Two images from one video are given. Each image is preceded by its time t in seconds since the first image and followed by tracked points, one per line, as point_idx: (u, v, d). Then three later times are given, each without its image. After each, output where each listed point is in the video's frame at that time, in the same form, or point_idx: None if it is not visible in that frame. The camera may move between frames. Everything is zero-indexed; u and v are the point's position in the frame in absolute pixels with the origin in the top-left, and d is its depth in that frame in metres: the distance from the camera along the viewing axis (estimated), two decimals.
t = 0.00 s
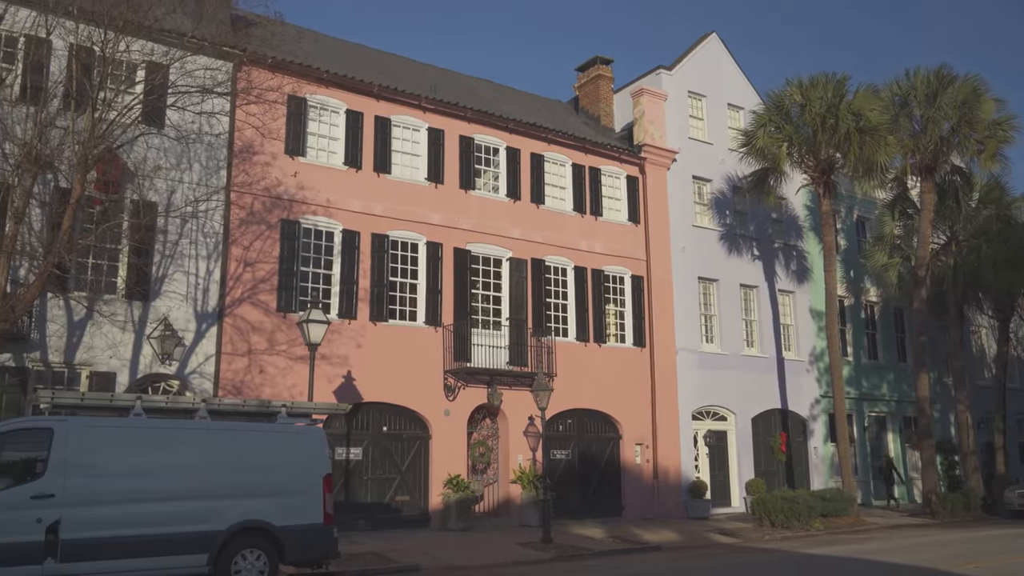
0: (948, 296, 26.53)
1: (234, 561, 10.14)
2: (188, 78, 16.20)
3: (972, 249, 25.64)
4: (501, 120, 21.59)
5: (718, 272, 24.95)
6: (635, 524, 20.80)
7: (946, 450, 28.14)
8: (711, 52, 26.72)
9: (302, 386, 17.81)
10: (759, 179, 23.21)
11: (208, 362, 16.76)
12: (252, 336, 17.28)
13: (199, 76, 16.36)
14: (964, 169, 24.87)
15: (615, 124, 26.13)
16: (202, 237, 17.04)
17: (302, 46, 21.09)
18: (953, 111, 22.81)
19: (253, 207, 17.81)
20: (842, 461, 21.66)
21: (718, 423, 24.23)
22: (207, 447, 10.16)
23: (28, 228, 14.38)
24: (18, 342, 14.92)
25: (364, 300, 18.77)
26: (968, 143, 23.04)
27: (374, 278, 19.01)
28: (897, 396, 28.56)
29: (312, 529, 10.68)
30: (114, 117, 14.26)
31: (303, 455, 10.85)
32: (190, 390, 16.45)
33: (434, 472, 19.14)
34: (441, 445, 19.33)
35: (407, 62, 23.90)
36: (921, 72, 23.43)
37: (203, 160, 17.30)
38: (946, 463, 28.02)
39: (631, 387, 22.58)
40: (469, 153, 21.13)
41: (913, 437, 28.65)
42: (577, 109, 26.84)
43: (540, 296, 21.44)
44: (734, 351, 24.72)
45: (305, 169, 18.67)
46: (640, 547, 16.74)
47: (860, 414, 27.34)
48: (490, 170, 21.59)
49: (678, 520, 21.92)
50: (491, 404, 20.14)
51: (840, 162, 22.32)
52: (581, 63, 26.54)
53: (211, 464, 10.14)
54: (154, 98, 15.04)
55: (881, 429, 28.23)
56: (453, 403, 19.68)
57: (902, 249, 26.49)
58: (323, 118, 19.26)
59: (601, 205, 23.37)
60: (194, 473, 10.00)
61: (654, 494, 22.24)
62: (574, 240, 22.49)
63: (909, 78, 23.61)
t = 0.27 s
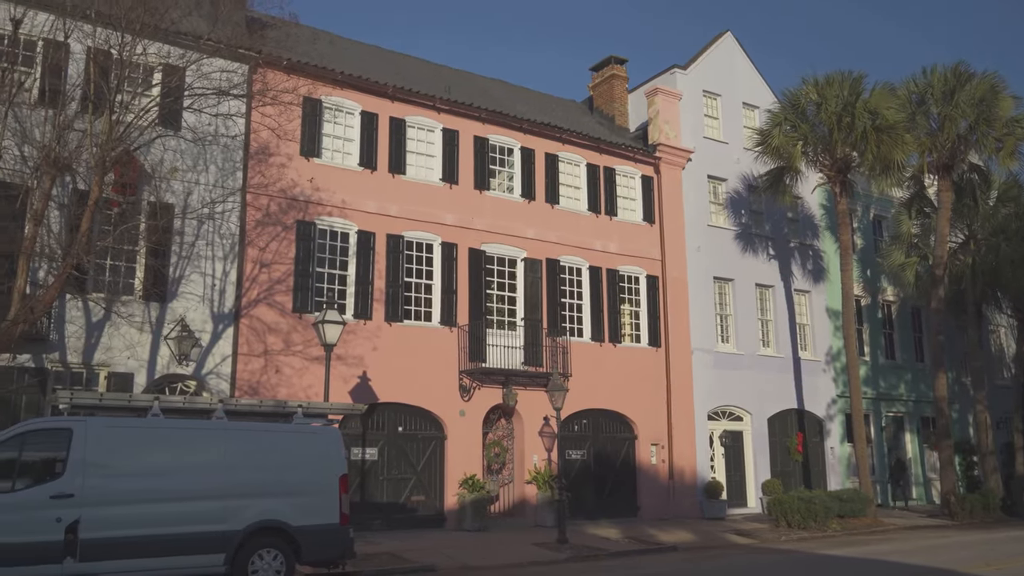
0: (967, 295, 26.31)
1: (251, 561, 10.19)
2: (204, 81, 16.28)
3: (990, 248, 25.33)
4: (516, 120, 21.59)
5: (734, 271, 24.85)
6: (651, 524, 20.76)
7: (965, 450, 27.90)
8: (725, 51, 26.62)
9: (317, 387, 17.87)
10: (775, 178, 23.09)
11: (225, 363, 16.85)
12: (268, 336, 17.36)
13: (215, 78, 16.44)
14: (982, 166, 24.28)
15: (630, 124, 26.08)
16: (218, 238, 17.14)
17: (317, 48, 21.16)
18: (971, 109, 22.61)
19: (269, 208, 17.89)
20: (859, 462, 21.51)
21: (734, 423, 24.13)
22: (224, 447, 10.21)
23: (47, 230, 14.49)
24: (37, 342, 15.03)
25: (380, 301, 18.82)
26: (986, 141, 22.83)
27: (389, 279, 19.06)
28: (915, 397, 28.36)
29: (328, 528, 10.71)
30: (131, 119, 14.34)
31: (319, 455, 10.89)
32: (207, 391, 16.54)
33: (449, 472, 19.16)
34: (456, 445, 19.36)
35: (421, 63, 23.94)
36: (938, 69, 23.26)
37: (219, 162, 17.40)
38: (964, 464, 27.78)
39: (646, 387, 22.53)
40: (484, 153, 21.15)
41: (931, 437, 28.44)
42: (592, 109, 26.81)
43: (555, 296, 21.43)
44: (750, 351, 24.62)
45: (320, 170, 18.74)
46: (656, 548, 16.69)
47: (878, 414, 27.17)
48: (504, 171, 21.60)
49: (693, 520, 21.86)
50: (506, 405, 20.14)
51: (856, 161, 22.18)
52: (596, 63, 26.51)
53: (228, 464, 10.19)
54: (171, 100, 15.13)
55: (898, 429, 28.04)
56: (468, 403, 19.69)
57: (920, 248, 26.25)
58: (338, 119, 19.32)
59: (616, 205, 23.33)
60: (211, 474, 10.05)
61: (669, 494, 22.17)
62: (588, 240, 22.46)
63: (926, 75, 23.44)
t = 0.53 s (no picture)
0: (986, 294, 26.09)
1: (268, 561, 10.23)
2: (220, 83, 16.38)
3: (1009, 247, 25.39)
4: (530, 121, 21.59)
5: (750, 271, 24.75)
6: (667, 525, 20.70)
7: (985, 451, 27.64)
8: (741, 49, 26.51)
9: (334, 388, 17.93)
10: (791, 178, 22.96)
11: (242, 364, 16.95)
12: (285, 337, 17.44)
13: (231, 81, 16.54)
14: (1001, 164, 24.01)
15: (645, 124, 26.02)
16: (234, 240, 17.23)
17: (332, 50, 21.24)
18: (989, 107, 22.40)
19: (285, 209, 17.97)
20: (877, 463, 21.34)
21: (751, 424, 24.03)
22: (241, 448, 10.27)
23: (66, 232, 14.62)
24: (57, 344, 15.16)
25: (395, 302, 18.87)
26: (1006, 138, 22.60)
27: (404, 280, 19.11)
28: (933, 397, 28.14)
29: (345, 529, 10.74)
30: (148, 122, 14.44)
31: (336, 455, 10.93)
32: (224, 392, 16.64)
33: (465, 473, 19.19)
34: (472, 446, 19.37)
35: (436, 64, 23.98)
36: (956, 67, 23.06)
37: (235, 164, 17.50)
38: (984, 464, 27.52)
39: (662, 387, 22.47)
40: (498, 154, 21.17)
41: (950, 438, 28.20)
42: (607, 109, 26.77)
43: (570, 297, 21.41)
44: (766, 351, 24.51)
45: (336, 172, 18.81)
46: (672, 549, 16.63)
47: (896, 414, 26.98)
48: (519, 171, 21.60)
49: (710, 521, 21.77)
50: (522, 405, 20.13)
51: (873, 160, 22.04)
52: (610, 63, 26.46)
53: (245, 464, 10.25)
54: (188, 102, 15.22)
55: (917, 430, 27.82)
56: (484, 403, 19.71)
57: (938, 247, 26.05)
58: (354, 120, 19.39)
59: (631, 205, 23.29)
60: (229, 474, 10.11)
61: (686, 495, 22.10)
62: (604, 240, 22.43)
63: (943, 73, 23.26)
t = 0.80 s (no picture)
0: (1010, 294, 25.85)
1: (288, 562, 10.28)
2: (240, 86, 16.49)
3: None
4: (548, 121, 21.59)
5: (769, 271, 24.61)
6: (686, 526, 20.62)
7: (1009, 452, 27.33)
8: (759, 48, 26.39)
9: (353, 389, 17.99)
10: (810, 177, 22.81)
11: (261, 365, 17.05)
12: (304, 338, 17.53)
13: (251, 84, 16.65)
14: None
15: (663, 124, 25.94)
16: (254, 242, 17.33)
17: (351, 52, 21.33)
18: (1012, 105, 22.17)
19: (304, 211, 18.06)
20: (899, 464, 21.14)
21: (770, 425, 23.90)
22: (261, 448, 10.33)
23: (88, 235, 14.77)
24: (80, 345, 15.31)
25: (414, 303, 18.91)
26: None
27: (423, 281, 19.16)
28: (955, 398, 27.87)
29: (364, 529, 10.77)
30: (169, 125, 14.56)
31: (355, 456, 10.96)
32: (245, 393, 16.76)
33: (484, 473, 19.20)
34: (490, 447, 19.38)
35: (454, 66, 24.02)
36: (978, 64, 22.85)
37: (255, 166, 17.62)
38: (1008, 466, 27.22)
39: (681, 388, 22.40)
40: (516, 155, 21.17)
41: (973, 439, 27.92)
42: (625, 109, 26.72)
43: (588, 297, 21.37)
44: (786, 351, 24.37)
45: (354, 174, 18.89)
46: (692, 551, 16.57)
47: (917, 415, 26.75)
48: (537, 172, 21.60)
49: (729, 522, 21.67)
50: (540, 406, 20.12)
51: (894, 158, 21.86)
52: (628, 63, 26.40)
53: (265, 465, 10.30)
54: (208, 106, 15.33)
55: (939, 431, 27.56)
56: (502, 404, 19.71)
57: (960, 246, 25.82)
58: (372, 122, 19.46)
59: (649, 205, 23.23)
60: (248, 474, 10.17)
61: (705, 496, 22.00)
62: (622, 240, 22.39)
63: (965, 70, 23.06)
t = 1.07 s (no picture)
0: None
1: (306, 562, 10.32)
2: (257, 89, 16.57)
3: None
4: (564, 122, 21.58)
5: (786, 271, 24.48)
6: (703, 527, 20.55)
7: None
8: (776, 47, 26.26)
9: (369, 390, 18.04)
10: (827, 177, 22.68)
11: (279, 366, 17.14)
12: (321, 340, 17.59)
13: (268, 86, 16.73)
14: None
15: (679, 124, 25.87)
16: (271, 243, 17.42)
17: (367, 54, 21.39)
18: None
19: (321, 213, 18.13)
20: (919, 465, 20.96)
21: (788, 426, 23.77)
22: (279, 449, 10.39)
23: (107, 237, 14.88)
24: (99, 347, 15.43)
25: (430, 305, 18.94)
26: None
27: (439, 282, 19.19)
28: (976, 399, 27.62)
29: (381, 530, 10.80)
30: (187, 128, 14.65)
31: (372, 457, 11.00)
32: (262, 394, 16.84)
33: (501, 474, 19.20)
34: (507, 448, 19.39)
35: (469, 67, 24.04)
36: (998, 62, 22.64)
37: (272, 168, 17.71)
38: None
39: (698, 388, 22.32)
40: (532, 156, 21.17)
41: (993, 440, 27.65)
42: (640, 110, 26.66)
43: (605, 298, 21.34)
44: (804, 352, 24.24)
45: (371, 175, 18.95)
46: (709, 552, 16.50)
47: (937, 416, 26.53)
48: (553, 173, 21.59)
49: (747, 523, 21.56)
50: (556, 407, 20.09)
51: (912, 157, 21.70)
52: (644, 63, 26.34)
53: (283, 466, 10.35)
54: (226, 108, 15.41)
55: (959, 432, 27.32)
56: (519, 405, 19.71)
57: (979, 246, 25.58)
58: (388, 124, 19.51)
59: (665, 206, 23.17)
60: (266, 475, 10.22)
61: (722, 497, 21.90)
62: (638, 241, 22.34)
63: (984, 68, 22.85)
